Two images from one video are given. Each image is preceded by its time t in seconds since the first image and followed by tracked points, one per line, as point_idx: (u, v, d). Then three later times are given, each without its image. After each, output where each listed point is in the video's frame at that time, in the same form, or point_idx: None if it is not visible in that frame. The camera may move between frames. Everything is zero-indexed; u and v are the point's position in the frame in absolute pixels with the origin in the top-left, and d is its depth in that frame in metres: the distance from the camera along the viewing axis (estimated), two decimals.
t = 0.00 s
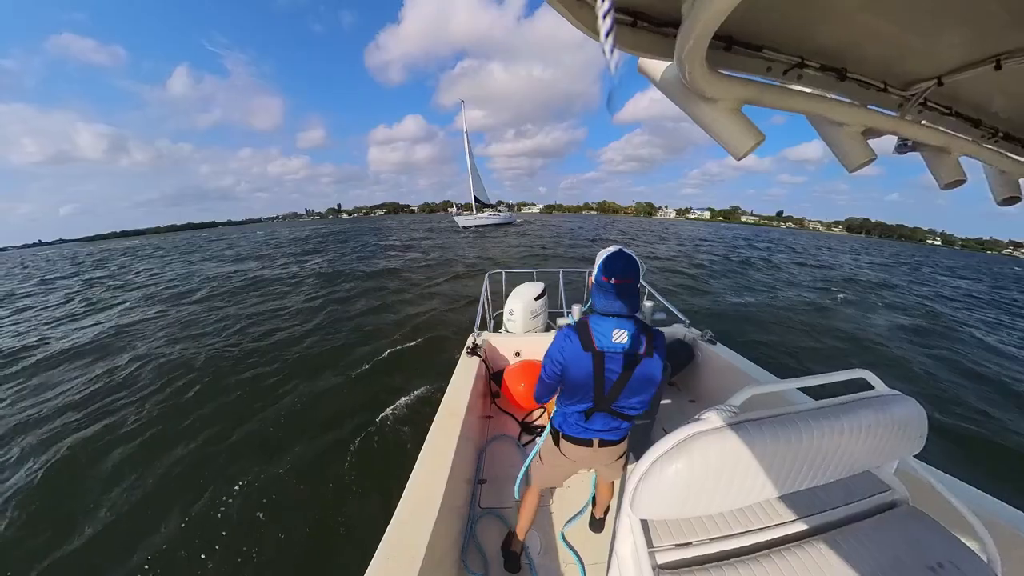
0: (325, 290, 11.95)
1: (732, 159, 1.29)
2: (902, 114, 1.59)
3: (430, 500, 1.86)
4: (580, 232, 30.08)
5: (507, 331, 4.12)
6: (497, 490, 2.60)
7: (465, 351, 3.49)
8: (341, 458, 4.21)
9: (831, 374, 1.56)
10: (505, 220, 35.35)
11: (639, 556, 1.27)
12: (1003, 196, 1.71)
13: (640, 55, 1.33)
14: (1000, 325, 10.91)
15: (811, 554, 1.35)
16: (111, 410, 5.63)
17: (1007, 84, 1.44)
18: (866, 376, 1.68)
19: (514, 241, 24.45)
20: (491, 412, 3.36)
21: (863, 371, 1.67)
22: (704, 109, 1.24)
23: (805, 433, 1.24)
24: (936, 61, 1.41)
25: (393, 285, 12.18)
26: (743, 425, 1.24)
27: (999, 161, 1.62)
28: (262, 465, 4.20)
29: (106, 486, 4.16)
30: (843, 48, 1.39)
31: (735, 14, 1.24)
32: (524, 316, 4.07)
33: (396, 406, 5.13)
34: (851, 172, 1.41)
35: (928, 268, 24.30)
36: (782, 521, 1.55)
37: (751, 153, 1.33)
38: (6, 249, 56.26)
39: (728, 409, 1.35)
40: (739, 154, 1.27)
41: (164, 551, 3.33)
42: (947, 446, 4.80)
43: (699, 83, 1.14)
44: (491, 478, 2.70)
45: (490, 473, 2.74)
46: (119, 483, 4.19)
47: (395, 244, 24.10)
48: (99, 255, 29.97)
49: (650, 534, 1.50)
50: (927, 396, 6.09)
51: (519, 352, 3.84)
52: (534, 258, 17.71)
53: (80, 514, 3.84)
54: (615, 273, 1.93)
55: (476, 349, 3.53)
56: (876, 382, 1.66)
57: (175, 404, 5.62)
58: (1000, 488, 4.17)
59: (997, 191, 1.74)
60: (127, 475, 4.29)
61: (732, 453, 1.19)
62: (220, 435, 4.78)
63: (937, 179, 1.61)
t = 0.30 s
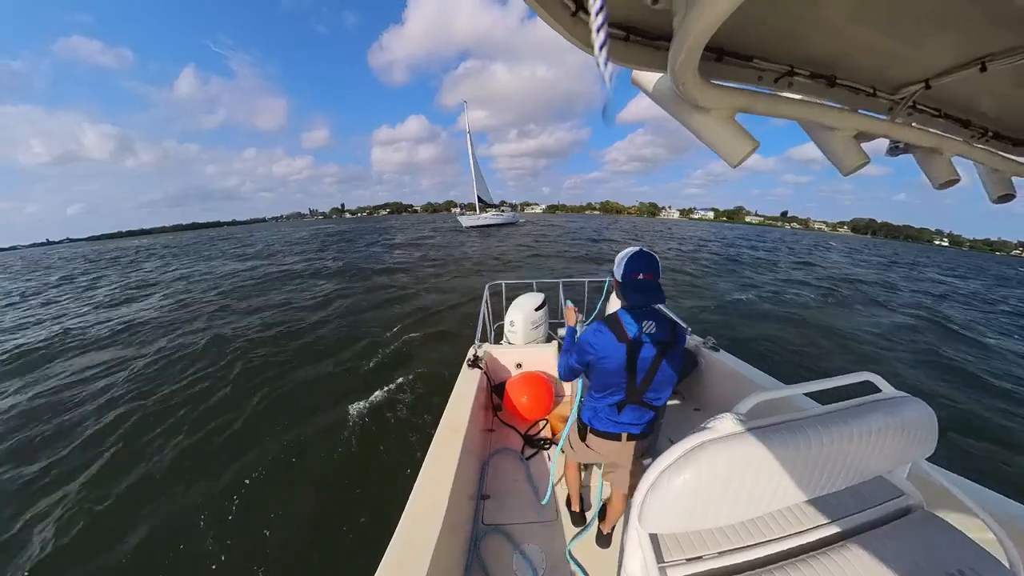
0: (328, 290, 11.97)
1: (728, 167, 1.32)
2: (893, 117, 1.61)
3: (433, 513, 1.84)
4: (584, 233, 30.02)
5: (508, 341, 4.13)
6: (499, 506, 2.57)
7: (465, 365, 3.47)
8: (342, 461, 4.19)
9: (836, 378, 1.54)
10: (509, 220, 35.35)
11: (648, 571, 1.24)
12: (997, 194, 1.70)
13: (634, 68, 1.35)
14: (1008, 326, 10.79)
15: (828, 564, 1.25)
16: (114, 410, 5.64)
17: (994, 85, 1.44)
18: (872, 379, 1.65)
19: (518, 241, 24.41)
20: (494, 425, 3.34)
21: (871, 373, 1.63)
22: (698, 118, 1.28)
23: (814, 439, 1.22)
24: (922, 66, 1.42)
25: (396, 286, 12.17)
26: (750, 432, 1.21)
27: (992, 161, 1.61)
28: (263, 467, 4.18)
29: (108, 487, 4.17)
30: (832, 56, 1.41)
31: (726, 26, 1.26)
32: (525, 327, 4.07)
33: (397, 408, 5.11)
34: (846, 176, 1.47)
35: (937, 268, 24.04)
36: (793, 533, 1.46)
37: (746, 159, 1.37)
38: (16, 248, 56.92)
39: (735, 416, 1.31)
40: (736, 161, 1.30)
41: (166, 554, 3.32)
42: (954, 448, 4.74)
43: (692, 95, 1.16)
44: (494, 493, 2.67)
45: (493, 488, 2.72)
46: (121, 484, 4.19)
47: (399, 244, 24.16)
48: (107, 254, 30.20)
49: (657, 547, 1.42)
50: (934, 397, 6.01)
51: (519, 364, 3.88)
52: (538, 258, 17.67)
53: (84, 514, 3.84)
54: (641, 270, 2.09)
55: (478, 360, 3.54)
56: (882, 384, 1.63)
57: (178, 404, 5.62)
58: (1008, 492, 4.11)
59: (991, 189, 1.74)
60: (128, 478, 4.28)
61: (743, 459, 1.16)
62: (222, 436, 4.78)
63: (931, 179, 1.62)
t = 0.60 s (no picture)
0: (331, 290, 11.99)
1: (727, 165, 1.33)
2: (889, 113, 1.61)
3: (435, 516, 1.86)
4: (587, 232, 29.96)
5: (510, 344, 4.14)
6: (502, 509, 2.59)
7: (467, 367, 3.49)
8: (345, 460, 4.20)
9: (839, 376, 1.55)
10: (511, 220, 35.34)
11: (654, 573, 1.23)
12: (995, 188, 1.70)
13: (630, 69, 1.36)
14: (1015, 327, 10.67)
15: (835, 561, 1.26)
16: (118, 412, 5.65)
17: (992, 80, 1.44)
18: (875, 376, 1.66)
19: (520, 241, 24.38)
20: (496, 429, 3.37)
21: (873, 371, 1.64)
22: (696, 117, 1.28)
23: (816, 437, 1.23)
24: (918, 61, 1.42)
25: (398, 285, 12.16)
26: (753, 431, 1.22)
27: (990, 156, 1.61)
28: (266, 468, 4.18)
29: (111, 490, 4.17)
30: (829, 53, 1.41)
31: (722, 26, 1.25)
32: (526, 329, 4.07)
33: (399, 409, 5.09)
34: (846, 173, 1.47)
35: (943, 268, 23.87)
36: (799, 532, 1.47)
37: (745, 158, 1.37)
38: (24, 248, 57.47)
39: (739, 415, 1.32)
40: (737, 158, 1.30)
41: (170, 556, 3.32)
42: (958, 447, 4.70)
43: (690, 95, 1.16)
44: (497, 497, 2.69)
45: (496, 492, 2.73)
46: (126, 485, 4.19)
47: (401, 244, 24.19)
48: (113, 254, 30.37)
49: (663, 549, 1.42)
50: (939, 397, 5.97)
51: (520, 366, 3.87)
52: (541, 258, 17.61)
53: (88, 517, 3.85)
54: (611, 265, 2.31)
55: (478, 364, 3.54)
56: (885, 381, 1.64)
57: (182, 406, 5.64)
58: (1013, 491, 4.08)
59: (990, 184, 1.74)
60: (129, 480, 4.27)
61: (748, 459, 1.16)
62: (225, 437, 4.78)
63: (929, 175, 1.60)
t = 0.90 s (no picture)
0: (334, 289, 12.01)
1: (726, 158, 1.33)
2: (893, 105, 1.60)
3: (436, 508, 1.87)
4: (589, 233, 29.88)
5: (509, 336, 4.15)
6: (502, 498, 2.61)
7: (466, 359, 3.53)
8: (347, 457, 4.22)
9: (834, 368, 1.55)
10: (515, 220, 35.33)
11: (650, 561, 1.24)
12: (998, 181, 1.69)
13: (632, 59, 1.35)
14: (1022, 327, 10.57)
15: (827, 550, 1.29)
16: (120, 408, 5.66)
17: (997, 71, 1.44)
18: (871, 368, 1.65)
19: (523, 241, 24.39)
20: (496, 420, 3.39)
21: (869, 363, 1.64)
22: (697, 108, 1.28)
23: (811, 429, 1.23)
24: (922, 52, 1.41)
25: (401, 285, 12.18)
26: (747, 423, 1.23)
27: (993, 151, 1.60)
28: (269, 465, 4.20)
29: (114, 486, 4.18)
30: (831, 44, 1.40)
31: (724, 14, 1.24)
32: (525, 321, 4.08)
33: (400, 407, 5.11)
34: (847, 165, 1.43)
35: (949, 269, 23.70)
36: (795, 519, 1.48)
37: (745, 150, 1.38)
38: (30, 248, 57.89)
39: (733, 406, 1.34)
40: (737, 150, 1.30)
41: (174, 551, 3.34)
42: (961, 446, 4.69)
43: (692, 85, 1.17)
44: (498, 487, 2.71)
45: (497, 482, 2.75)
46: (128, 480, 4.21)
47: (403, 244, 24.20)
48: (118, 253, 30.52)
49: (659, 535, 1.44)
50: (943, 396, 5.94)
51: (519, 358, 3.91)
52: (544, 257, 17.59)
53: (90, 512, 3.85)
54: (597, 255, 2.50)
55: (478, 356, 3.57)
56: (881, 373, 1.64)
57: (184, 403, 5.64)
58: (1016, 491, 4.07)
59: (991, 178, 1.73)
60: (132, 476, 4.29)
61: (742, 451, 1.18)
62: (227, 433, 4.79)
63: (930, 169, 1.61)
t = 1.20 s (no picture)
0: (337, 288, 12.06)
1: (727, 151, 1.28)
2: (897, 102, 1.57)
3: (433, 492, 1.89)
4: (591, 232, 29.87)
5: (506, 325, 4.17)
6: (498, 484, 2.63)
7: (464, 347, 3.54)
8: (345, 451, 4.25)
9: (826, 363, 1.56)
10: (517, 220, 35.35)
11: (640, 544, 1.25)
12: (997, 182, 1.69)
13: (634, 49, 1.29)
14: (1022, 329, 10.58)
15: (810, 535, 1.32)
16: (123, 407, 5.69)
17: (1003, 69, 1.43)
18: (862, 365, 1.68)
19: (525, 241, 24.41)
20: (493, 407, 3.42)
21: (859, 359, 1.67)
22: (700, 101, 1.24)
23: (800, 422, 1.25)
24: (930, 48, 1.40)
25: (403, 283, 12.23)
26: (739, 413, 1.25)
27: (994, 149, 1.60)
28: (266, 464, 4.18)
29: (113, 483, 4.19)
30: (839, 36, 1.37)
31: (729, 3, 1.19)
32: (523, 311, 4.09)
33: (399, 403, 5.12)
34: (848, 160, 1.40)
35: (951, 270, 23.72)
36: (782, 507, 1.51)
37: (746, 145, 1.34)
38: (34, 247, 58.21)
39: (726, 398, 1.36)
40: (739, 144, 1.26)
41: (173, 548, 3.35)
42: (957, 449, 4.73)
43: (695, 76, 1.13)
44: (495, 472, 2.74)
45: (494, 468, 2.78)
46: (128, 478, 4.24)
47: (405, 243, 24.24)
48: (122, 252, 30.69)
49: (650, 521, 1.46)
50: (940, 399, 5.98)
51: (515, 347, 3.96)
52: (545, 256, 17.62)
53: (90, 509, 3.88)
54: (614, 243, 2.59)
55: (475, 345, 3.59)
56: (870, 368, 1.66)
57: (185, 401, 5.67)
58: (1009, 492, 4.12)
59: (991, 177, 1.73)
60: (132, 473, 4.31)
61: (732, 441, 1.19)
62: (227, 431, 4.83)
63: (931, 168, 1.60)
